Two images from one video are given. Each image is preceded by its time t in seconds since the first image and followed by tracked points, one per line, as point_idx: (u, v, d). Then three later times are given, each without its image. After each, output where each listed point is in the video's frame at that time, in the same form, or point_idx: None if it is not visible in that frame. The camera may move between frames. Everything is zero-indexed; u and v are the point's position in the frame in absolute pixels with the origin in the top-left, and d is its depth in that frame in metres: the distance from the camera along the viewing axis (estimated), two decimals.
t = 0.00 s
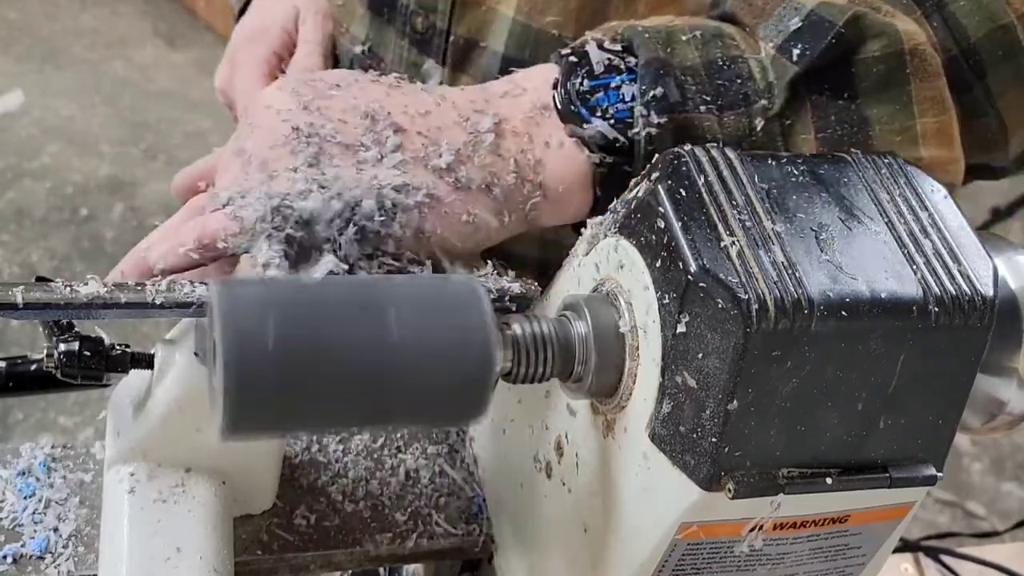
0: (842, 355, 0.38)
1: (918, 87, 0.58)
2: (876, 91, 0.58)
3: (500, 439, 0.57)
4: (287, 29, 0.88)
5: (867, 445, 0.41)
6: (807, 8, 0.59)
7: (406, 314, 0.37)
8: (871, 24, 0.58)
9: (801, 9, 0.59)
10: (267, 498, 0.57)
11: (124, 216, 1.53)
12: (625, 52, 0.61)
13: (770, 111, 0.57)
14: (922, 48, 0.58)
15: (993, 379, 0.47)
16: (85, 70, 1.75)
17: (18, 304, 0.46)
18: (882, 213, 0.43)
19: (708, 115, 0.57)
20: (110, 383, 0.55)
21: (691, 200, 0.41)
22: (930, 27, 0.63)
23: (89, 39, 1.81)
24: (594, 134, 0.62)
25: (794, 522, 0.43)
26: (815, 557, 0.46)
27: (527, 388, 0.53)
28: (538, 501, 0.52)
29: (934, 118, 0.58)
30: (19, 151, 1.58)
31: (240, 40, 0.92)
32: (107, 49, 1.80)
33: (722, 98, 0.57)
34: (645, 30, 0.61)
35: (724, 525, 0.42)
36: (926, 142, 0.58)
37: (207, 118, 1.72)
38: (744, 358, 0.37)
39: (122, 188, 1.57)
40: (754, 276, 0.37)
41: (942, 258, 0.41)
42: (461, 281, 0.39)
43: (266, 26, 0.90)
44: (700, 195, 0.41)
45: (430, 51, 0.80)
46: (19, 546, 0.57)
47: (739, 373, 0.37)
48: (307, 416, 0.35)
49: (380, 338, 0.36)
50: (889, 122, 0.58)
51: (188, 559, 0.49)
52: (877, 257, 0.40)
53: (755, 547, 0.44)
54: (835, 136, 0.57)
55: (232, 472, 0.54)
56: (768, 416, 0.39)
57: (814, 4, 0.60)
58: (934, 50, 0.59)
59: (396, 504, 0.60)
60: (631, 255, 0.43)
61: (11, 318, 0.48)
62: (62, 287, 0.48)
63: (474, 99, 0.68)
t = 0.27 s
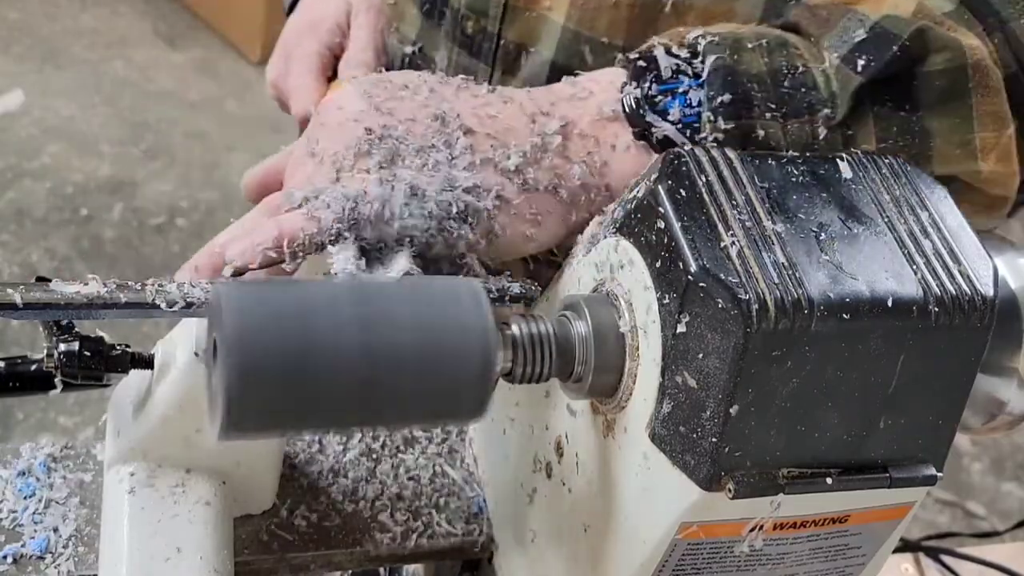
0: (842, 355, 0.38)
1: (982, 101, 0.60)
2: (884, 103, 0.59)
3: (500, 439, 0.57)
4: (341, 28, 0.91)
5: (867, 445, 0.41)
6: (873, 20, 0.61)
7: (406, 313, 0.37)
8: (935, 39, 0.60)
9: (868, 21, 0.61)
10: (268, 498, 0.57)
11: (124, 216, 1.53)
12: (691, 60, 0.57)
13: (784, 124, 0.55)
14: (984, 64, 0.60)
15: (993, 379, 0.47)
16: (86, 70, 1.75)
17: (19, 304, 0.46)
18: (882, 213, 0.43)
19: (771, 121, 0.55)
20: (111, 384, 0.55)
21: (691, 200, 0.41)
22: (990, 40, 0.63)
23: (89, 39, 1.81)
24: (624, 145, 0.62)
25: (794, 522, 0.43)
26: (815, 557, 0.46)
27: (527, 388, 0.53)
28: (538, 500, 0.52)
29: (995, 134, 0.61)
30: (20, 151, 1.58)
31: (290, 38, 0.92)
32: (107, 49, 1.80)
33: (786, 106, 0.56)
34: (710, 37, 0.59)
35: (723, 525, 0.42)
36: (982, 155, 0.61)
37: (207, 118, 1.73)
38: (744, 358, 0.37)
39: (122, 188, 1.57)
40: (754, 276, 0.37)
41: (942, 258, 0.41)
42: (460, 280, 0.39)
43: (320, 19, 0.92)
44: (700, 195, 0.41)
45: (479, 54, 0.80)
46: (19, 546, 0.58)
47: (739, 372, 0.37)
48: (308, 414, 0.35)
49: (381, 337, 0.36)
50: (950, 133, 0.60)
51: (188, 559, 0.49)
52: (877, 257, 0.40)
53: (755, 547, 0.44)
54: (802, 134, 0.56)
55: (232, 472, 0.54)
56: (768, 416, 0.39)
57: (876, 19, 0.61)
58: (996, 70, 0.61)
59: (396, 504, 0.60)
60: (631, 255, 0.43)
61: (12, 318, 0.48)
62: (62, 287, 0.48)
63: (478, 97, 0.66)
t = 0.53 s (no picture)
0: (842, 355, 0.38)
1: None
2: (940, 114, 0.57)
3: (500, 439, 0.57)
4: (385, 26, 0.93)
5: (867, 445, 0.41)
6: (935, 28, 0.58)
7: (405, 313, 0.37)
8: (997, 53, 0.57)
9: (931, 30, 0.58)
10: (268, 498, 0.57)
11: (124, 216, 1.53)
12: (712, 71, 0.56)
13: (845, 129, 0.52)
14: None
15: (993, 379, 0.47)
16: (86, 70, 1.75)
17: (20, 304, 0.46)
18: (882, 213, 0.43)
19: (834, 127, 0.51)
20: (110, 383, 0.55)
21: (692, 200, 0.41)
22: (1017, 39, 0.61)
23: (89, 39, 1.81)
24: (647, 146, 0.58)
25: (793, 522, 0.43)
26: (815, 557, 0.46)
27: (527, 388, 0.53)
28: (538, 501, 0.52)
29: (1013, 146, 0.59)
30: (20, 151, 1.58)
31: (334, 39, 0.95)
32: (107, 49, 1.80)
33: (847, 111, 0.52)
34: (779, 41, 0.55)
35: (723, 525, 0.42)
36: None
37: (207, 118, 1.72)
38: (744, 358, 0.37)
39: (122, 188, 1.57)
40: (754, 276, 0.37)
41: (942, 258, 0.41)
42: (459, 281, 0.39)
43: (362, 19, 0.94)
44: (700, 195, 0.41)
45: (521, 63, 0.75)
46: (19, 546, 0.58)
47: (739, 373, 0.37)
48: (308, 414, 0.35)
49: (381, 336, 0.36)
50: (1005, 145, 0.59)
51: (189, 558, 0.49)
52: (877, 257, 0.40)
53: (755, 547, 0.44)
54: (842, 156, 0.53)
55: (232, 472, 0.54)
56: (768, 416, 0.39)
57: (942, 27, 0.58)
58: None
59: (395, 504, 0.60)
60: (631, 255, 0.43)
61: (11, 318, 0.47)
62: (63, 287, 0.48)
63: (491, 80, 0.61)
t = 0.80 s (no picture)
0: (843, 355, 0.38)
1: (874, 88, 0.61)
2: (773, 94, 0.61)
3: (500, 437, 0.57)
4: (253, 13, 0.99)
5: (867, 445, 0.41)
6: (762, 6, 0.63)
7: (405, 314, 0.37)
8: (828, 26, 0.61)
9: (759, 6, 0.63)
10: (268, 498, 0.57)
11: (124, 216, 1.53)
12: (530, 63, 0.64)
13: (673, 117, 0.59)
14: (880, 51, 0.61)
15: (993, 379, 0.47)
16: (86, 71, 1.75)
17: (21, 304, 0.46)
18: (882, 213, 0.43)
19: (659, 113, 0.58)
20: (111, 383, 0.55)
21: (691, 199, 0.41)
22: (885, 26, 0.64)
23: (89, 39, 1.81)
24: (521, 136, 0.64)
25: (794, 522, 0.43)
26: (815, 558, 0.46)
27: (527, 387, 0.53)
28: (538, 500, 0.52)
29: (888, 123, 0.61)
30: (20, 151, 1.58)
31: (201, 29, 1.02)
32: (107, 49, 1.80)
33: (675, 97, 0.59)
34: (598, 27, 0.62)
35: (724, 525, 0.42)
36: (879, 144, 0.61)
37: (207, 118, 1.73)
38: (744, 358, 0.37)
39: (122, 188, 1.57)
40: (754, 276, 0.37)
41: (942, 258, 0.41)
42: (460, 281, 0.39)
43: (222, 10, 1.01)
44: (700, 195, 0.41)
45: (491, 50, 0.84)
46: (19, 546, 0.58)
47: (739, 373, 0.37)
48: (307, 415, 0.36)
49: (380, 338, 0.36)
50: (845, 123, 0.61)
51: (189, 558, 0.49)
52: (877, 257, 0.40)
53: (755, 547, 0.44)
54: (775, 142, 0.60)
55: (232, 471, 0.54)
56: (768, 416, 0.39)
57: (770, 5, 0.63)
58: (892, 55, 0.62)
59: (395, 503, 0.60)
60: (631, 255, 0.43)
61: (11, 318, 0.47)
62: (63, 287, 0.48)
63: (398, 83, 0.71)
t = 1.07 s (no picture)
0: (843, 355, 0.38)
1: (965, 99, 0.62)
2: (865, 100, 0.60)
3: (500, 437, 0.57)
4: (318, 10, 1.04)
5: (867, 445, 0.41)
6: (855, 16, 0.64)
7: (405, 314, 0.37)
8: (919, 37, 0.62)
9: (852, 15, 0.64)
10: (268, 498, 0.57)
11: (124, 216, 1.53)
12: (626, 67, 0.59)
13: (765, 120, 0.54)
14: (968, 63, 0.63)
15: (993, 379, 0.47)
16: (86, 71, 1.75)
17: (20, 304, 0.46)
18: (882, 213, 0.43)
19: (753, 119, 0.54)
20: (111, 384, 0.55)
21: (691, 199, 0.41)
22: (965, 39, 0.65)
23: (89, 39, 1.81)
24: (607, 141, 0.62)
25: (794, 522, 0.43)
26: (815, 558, 0.46)
27: (527, 387, 0.53)
28: (538, 500, 0.52)
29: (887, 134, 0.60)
30: (19, 151, 1.58)
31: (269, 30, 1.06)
32: (107, 49, 1.80)
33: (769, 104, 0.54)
34: (694, 35, 0.59)
35: (724, 525, 0.42)
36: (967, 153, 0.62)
37: (207, 118, 1.73)
38: (744, 358, 0.37)
39: (122, 188, 1.57)
40: (754, 276, 0.37)
41: (942, 258, 0.41)
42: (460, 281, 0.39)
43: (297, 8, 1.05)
44: (700, 195, 0.41)
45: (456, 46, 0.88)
46: (19, 546, 0.57)
47: (739, 373, 0.37)
48: (307, 414, 0.36)
49: (380, 337, 0.36)
50: (934, 131, 0.61)
51: (189, 558, 0.49)
52: (877, 257, 0.40)
53: (755, 547, 0.44)
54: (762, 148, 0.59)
55: (232, 471, 0.54)
56: (768, 416, 0.39)
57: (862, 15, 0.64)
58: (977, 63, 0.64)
59: (396, 503, 0.60)
60: (631, 255, 0.43)
61: (11, 318, 0.47)
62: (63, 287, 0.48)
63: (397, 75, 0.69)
